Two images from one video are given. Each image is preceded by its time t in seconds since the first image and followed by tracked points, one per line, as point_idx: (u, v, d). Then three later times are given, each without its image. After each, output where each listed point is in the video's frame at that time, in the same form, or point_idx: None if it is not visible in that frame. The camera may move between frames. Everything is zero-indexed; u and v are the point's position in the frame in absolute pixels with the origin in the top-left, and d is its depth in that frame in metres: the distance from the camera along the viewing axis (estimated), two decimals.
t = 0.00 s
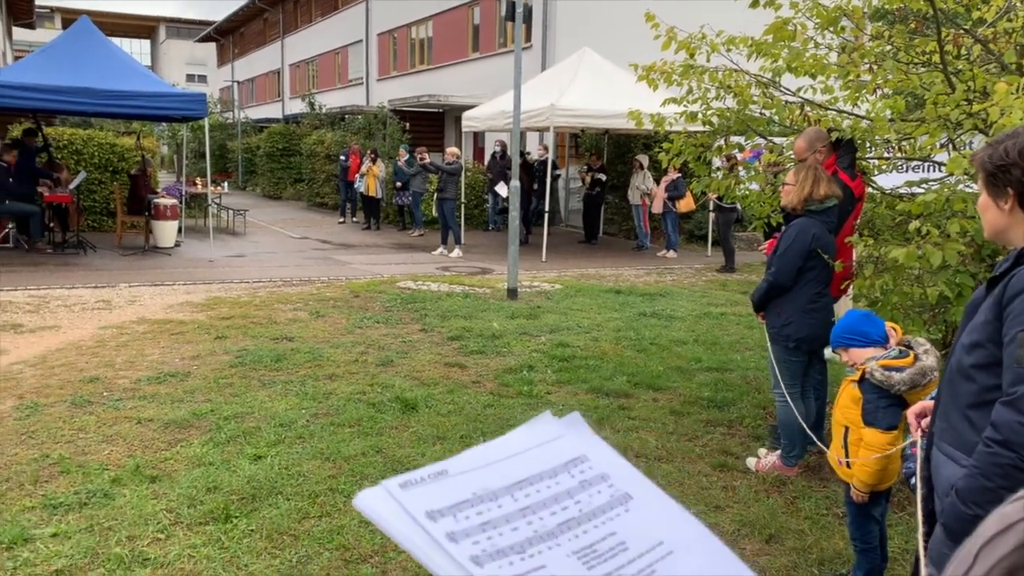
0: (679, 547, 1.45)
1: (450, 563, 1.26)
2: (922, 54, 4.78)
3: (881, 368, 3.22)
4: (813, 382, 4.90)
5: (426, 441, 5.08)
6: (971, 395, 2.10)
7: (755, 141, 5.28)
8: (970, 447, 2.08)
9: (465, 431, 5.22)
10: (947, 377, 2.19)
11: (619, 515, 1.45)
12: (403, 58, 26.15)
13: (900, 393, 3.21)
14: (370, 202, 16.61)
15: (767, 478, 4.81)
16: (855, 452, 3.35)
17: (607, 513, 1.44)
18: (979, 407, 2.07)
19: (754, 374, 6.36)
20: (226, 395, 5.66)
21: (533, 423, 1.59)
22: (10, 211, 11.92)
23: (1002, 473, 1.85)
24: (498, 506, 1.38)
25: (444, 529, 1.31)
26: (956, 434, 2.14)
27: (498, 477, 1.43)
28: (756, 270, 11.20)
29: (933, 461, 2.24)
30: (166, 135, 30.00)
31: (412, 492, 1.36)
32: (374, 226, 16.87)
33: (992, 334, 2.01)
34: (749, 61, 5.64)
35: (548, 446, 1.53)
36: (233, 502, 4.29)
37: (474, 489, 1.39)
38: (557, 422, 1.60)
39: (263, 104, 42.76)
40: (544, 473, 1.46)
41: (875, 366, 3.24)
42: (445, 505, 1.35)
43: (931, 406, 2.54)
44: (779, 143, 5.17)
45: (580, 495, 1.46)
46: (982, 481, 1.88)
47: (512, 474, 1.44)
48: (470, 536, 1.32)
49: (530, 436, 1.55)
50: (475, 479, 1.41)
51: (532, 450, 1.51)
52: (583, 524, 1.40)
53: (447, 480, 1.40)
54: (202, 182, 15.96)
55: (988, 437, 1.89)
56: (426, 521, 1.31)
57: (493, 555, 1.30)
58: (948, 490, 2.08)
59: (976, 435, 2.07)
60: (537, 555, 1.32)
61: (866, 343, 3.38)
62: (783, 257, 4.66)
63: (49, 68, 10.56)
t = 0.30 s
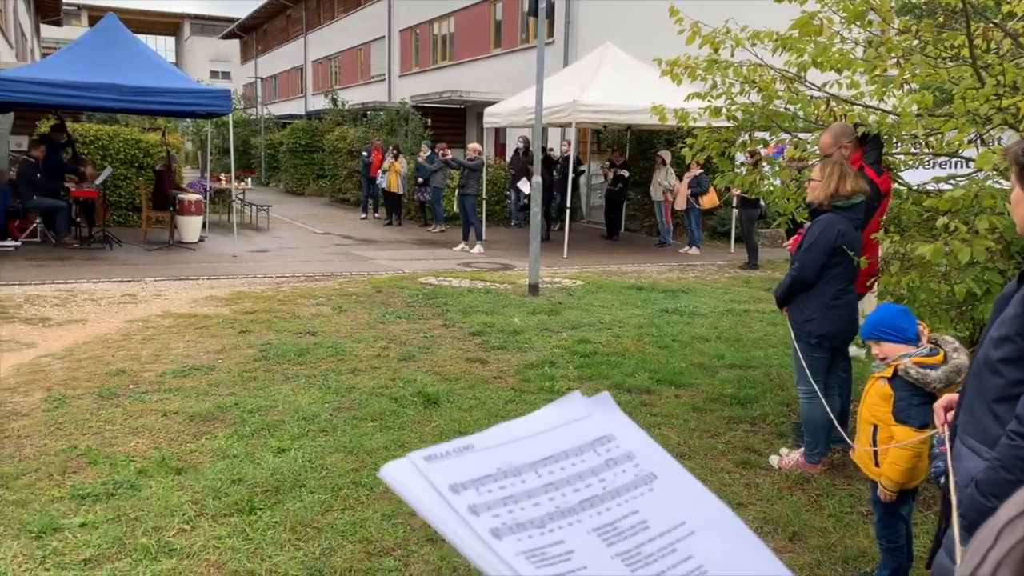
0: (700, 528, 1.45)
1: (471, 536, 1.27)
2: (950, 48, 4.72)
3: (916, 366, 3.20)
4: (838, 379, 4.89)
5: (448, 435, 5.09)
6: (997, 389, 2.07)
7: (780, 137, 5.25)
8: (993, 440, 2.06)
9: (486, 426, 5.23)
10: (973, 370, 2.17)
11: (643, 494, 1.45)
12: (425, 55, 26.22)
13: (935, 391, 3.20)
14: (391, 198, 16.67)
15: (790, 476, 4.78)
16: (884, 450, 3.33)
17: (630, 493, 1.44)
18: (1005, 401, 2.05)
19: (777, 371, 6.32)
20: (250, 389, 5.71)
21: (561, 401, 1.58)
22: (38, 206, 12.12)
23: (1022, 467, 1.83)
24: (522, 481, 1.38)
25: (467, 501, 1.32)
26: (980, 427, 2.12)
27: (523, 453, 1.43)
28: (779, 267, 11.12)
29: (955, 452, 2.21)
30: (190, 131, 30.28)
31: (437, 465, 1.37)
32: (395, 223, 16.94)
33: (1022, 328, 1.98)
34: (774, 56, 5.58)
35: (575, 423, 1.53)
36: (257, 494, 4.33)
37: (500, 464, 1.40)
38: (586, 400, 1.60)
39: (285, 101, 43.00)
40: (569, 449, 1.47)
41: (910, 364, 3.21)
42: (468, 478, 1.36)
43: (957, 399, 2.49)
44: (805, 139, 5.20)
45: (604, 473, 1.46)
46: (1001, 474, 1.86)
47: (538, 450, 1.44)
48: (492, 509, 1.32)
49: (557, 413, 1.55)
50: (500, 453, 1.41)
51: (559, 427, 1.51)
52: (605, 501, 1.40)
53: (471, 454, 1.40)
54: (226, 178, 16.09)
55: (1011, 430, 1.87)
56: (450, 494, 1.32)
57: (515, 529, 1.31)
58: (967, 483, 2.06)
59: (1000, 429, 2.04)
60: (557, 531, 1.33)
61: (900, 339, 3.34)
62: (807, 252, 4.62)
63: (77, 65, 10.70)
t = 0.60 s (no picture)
0: (729, 546, 1.45)
1: (495, 562, 1.27)
2: (974, 45, 4.66)
3: (942, 366, 3.18)
4: (858, 380, 4.90)
5: (466, 435, 5.10)
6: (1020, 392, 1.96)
7: (801, 135, 5.22)
8: (1015, 444, 1.94)
9: (505, 425, 5.24)
10: (996, 371, 2.06)
11: (669, 513, 1.45)
12: (444, 54, 26.28)
13: (962, 392, 3.17)
14: (410, 197, 16.73)
15: (810, 477, 4.75)
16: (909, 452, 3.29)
17: (657, 512, 1.44)
18: None
19: (798, 371, 6.28)
20: (271, 387, 5.75)
21: (585, 417, 1.57)
22: (62, 206, 12.25)
23: None
24: (546, 502, 1.38)
25: (491, 527, 1.32)
26: (1001, 430, 2.01)
27: (548, 473, 1.43)
28: (800, 267, 11.04)
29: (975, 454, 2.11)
30: (212, 131, 30.54)
31: (460, 488, 1.37)
32: (414, 222, 16.99)
33: None
34: (795, 54, 5.54)
35: (600, 440, 1.52)
36: (278, 493, 4.36)
37: (524, 485, 1.40)
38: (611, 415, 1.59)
39: (305, 100, 43.25)
40: (594, 468, 1.46)
41: (937, 365, 3.19)
42: (492, 502, 1.36)
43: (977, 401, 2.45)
44: (825, 137, 5.13)
45: (630, 492, 1.45)
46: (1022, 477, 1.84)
47: (563, 470, 1.44)
48: (517, 534, 1.32)
49: (583, 429, 1.55)
50: (524, 474, 1.41)
51: (583, 446, 1.50)
52: (631, 522, 1.40)
53: (495, 476, 1.40)
54: (247, 178, 16.22)
55: None
56: (473, 519, 1.32)
57: (539, 554, 1.31)
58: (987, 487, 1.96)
59: None
60: (583, 555, 1.33)
61: (927, 340, 3.28)
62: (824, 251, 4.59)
63: (100, 66, 10.82)
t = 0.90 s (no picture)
0: (794, 554, 1.45)
1: (555, 562, 1.28)
2: (997, 47, 4.59)
3: (965, 371, 3.16)
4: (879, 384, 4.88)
5: (485, 438, 5.11)
6: None
7: (821, 139, 5.15)
8: None
9: (524, 429, 5.24)
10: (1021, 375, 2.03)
11: (732, 518, 1.46)
12: (462, 58, 26.37)
13: (985, 397, 3.15)
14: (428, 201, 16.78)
15: (831, 483, 4.72)
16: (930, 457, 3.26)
17: (719, 517, 1.45)
18: None
19: (817, 376, 6.24)
20: (291, 391, 5.79)
21: (645, 417, 1.59)
22: (84, 211, 12.36)
23: None
24: (605, 504, 1.39)
25: (549, 527, 1.33)
26: None
27: (608, 474, 1.44)
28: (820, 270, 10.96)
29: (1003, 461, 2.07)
30: (231, 135, 30.79)
31: (518, 486, 1.38)
32: (432, 225, 17.05)
33: None
34: (815, 58, 5.51)
35: (660, 441, 1.54)
36: (298, 496, 4.39)
37: (583, 486, 1.41)
38: (671, 417, 1.61)
39: (324, 105, 43.51)
40: (655, 470, 1.48)
41: (960, 369, 3.16)
42: (550, 502, 1.37)
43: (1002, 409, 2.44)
44: (845, 141, 5.09)
45: (691, 495, 1.47)
46: None
47: (623, 471, 1.45)
48: (575, 535, 1.33)
49: (643, 431, 1.56)
50: (584, 474, 1.43)
51: (642, 446, 1.52)
52: (693, 526, 1.41)
53: (553, 474, 1.41)
54: (266, 182, 16.33)
55: None
56: (531, 519, 1.33)
57: (598, 557, 1.31)
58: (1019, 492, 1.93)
59: None
60: (642, 558, 1.33)
61: (950, 345, 3.24)
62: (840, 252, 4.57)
63: (123, 72, 10.94)
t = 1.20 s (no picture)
0: (872, 542, 1.47)
1: (621, 523, 1.35)
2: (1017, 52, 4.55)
3: (987, 380, 3.11)
4: (898, 393, 4.83)
5: (502, 445, 5.11)
6: None
7: (839, 145, 5.16)
8: None
9: (540, 436, 5.23)
10: None
11: (811, 499, 1.49)
12: (478, 64, 26.45)
13: (1008, 406, 3.11)
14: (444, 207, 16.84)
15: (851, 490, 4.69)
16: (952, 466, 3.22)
17: (796, 498, 1.48)
18: None
19: (836, 383, 6.20)
20: (308, 397, 5.81)
21: (733, 392, 1.65)
22: (105, 217, 12.51)
23: None
24: (678, 473, 1.45)
25: (619, 489, 1.40)
26: None
27: (683, 446, 1.50)
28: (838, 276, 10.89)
29: None
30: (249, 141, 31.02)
31: (592, 448, 1.46)
32: (448, 231, 17.10)
33: None
34: (832, 63, 5.49)
35: (743, 418, 1.60)
36: (316, 502, 4.40)
37: (656, 454, 1.48)
38: (758, 395, 1.65)
39: (341, 111, 43.77)
40: (735, 445, 1.54)
41: (981, 378, 3.12)
42: (622, 467, 1.44)
43: None
44: (864, 147, 5.08)
45: (769, 473, 1.52)
46: None
47: (700, 444, 1.52)
48: (643, 500, 1.40)
49: (727, 407, 1.62)
50: (659, 443, 1.49)
51: (721, 420, 1.58)
52: (767, 504, 1.45)
53: (627, 439, 1.49)
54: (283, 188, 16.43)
55: None
56: (601, 480, 1.41)
57: (664, 524, 1.37)
58: None
59: None
60: (710, 530, 1.38)
61: (973, 353, 3.21)
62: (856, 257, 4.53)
63: (143, 80, 11.05)
